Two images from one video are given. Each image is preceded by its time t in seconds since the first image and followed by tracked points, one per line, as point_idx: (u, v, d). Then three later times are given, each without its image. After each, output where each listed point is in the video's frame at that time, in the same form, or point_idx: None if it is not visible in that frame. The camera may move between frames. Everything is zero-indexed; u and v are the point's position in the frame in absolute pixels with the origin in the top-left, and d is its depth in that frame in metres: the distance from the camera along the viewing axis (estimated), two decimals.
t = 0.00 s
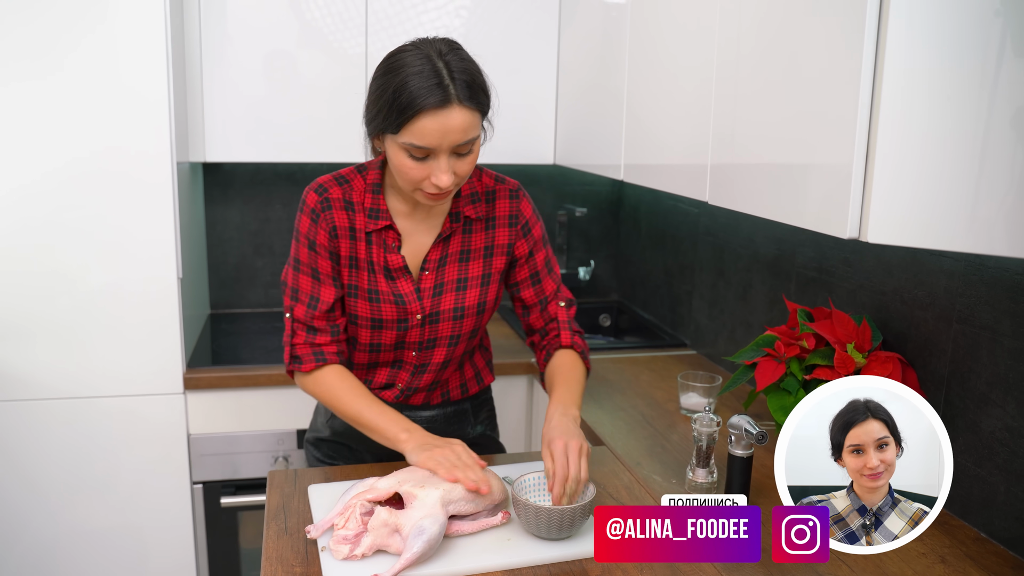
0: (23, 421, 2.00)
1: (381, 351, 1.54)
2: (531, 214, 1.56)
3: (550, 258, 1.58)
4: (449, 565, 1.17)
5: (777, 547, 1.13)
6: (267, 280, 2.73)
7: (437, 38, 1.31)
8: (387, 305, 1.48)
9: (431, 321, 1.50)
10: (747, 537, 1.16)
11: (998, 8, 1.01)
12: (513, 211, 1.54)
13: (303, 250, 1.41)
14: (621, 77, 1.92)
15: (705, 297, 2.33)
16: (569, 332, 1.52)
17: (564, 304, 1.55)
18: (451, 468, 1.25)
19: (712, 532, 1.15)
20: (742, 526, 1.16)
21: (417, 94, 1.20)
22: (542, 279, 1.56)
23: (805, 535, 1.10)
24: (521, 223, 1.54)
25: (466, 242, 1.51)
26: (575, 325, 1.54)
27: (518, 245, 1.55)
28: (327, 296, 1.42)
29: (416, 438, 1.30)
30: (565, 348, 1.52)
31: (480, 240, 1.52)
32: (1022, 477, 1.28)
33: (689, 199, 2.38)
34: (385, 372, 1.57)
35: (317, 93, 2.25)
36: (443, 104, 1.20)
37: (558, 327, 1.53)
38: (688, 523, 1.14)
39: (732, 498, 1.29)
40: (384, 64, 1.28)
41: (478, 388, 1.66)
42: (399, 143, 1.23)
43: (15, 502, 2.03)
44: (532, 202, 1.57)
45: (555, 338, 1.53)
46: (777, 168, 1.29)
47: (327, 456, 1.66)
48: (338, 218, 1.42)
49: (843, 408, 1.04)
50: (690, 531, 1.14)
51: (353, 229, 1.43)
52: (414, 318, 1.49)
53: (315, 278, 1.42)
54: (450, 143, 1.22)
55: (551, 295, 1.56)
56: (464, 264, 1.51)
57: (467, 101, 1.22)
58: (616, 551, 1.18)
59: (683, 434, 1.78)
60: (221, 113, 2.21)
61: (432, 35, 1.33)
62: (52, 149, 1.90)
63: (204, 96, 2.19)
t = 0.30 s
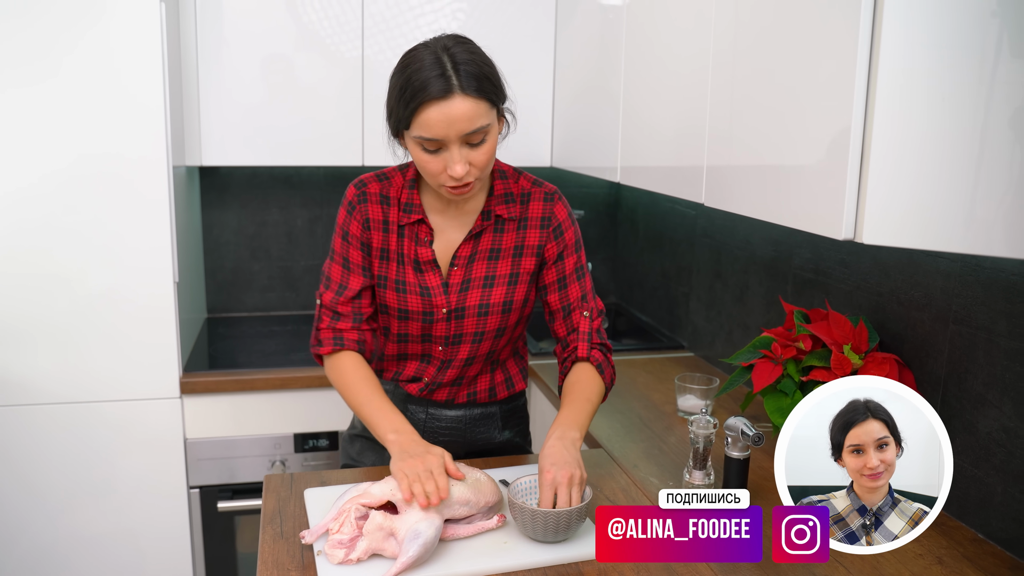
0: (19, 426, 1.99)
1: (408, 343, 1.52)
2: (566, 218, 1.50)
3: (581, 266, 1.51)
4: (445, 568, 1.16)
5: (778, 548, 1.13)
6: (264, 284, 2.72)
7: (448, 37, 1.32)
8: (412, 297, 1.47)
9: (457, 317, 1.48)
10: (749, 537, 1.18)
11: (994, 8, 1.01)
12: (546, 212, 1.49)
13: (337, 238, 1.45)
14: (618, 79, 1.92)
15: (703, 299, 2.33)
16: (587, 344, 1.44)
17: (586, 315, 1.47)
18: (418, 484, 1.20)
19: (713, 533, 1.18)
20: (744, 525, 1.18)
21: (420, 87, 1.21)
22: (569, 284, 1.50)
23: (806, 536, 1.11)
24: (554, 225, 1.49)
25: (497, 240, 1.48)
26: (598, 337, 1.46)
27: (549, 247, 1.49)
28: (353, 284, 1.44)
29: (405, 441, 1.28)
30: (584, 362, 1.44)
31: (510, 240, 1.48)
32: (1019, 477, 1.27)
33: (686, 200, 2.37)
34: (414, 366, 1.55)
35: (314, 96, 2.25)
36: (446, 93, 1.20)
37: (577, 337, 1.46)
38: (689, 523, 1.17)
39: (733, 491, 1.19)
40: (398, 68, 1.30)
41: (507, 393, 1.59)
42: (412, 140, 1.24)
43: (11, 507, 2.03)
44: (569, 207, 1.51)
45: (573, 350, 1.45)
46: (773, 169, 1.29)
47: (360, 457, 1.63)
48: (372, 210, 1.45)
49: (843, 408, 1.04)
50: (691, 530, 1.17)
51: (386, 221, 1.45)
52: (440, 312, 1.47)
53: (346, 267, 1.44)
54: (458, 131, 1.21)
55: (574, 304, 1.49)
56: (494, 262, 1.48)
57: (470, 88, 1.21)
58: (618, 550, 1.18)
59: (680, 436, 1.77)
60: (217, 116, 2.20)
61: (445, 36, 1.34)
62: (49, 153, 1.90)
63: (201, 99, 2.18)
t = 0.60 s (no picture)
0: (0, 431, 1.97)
1: (416, 341, 1.52)
2: (579, 221, 1.48)
3: (591, 271, 1.49)
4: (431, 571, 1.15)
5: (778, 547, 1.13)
6: (249, 285, 2.71)
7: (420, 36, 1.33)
8: (419, 294, 1.47)
9: (463, 314, 1.46)
10: (749, 537, 1.17)
11: (980, 7, 1.01)
12: (558, 214, 1.47)
13: (346, 235, 1.49)
14: (603, 78, 1.92)
15: (690, 299, 2.32)
16: (592, 347, 1.43)
17: (593, 319, 1.46)
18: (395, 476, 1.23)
19: (714, 533, 1.17)
20: (744, 525, 1.17)
21: (379, 92, 1.23)
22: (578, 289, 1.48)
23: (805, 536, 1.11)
24: (566, 228, 1.47)
25: (507, 240, 1.47)
26: (603, 342, 1.45)
27: (559, 248, 1.47)
28: (353, 280, 1.47)
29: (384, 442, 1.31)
30: (587, 364, 1.44)
31: (520, 239, 1.47)
32: (1005, 475, 1.27)
33: (673, 200, 2.37)
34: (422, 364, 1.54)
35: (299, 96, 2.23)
36: (400, 94, 1.21)
37: (582, 339, 1.45)
38: (688, 523, 1.17)
39: (734, 494, 1.14)
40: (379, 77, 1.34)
41: (513, 398, 1.55)
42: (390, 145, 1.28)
43: None
44: (582, 210, 1.49)
45: (577, 351, 1.45)
46: (758, 167, 1.29)
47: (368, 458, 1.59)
48: (381, 209, 1.47)
49: (843, 408, 1.03)
50: (691, 530, 1.17)
51: (395, 219, 1.47)
52: (447, 311, 1.46)
53: (349, 263, 1.48)
54: (417, 129, 1.22)
55: (582, 308, 1.48)
56: (502, 261, 1.46)
57: (422, 84, 1.21)
58: (618, 550, 1.18)
59: (668, 436, 1.77)
60: (201, 117, 2.19)
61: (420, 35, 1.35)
62: (29, 154, 1.87)
63: (183, 99, 2.17)
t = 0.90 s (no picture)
0: None
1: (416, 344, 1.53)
2: (570, 214, 1.45)
3: (581, 264, 1.47)
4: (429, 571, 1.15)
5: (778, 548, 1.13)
6: (246, 286, 2.70)
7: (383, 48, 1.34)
8: (413, 298, 1.46)
9: (458, 316, 1.46)
10: (749, 537, 1.17)
11: (977, 5, 1.00)
12: (547, 208, 1.44)
13: (344, 247, 1.51)
14: (601, 78, 1.92)
15: (688, 299, 2.32)
16: (576, 340, 1.42)
17: (579, 312, 1.44)
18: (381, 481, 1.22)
19: (714, 533, 1.17)
20: (744, 525, 1.17)
21: (342, 109, 1.25)
22: (566, 282, 1.46)
23: (807, 536, 1.11)
24: (556, 222, 1.44)
25: (498, 238, 1.45)
26: (587, 335, 1.44)
27: (548, 244, 1.44)
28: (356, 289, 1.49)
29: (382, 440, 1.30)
30: (567, 355, 1.42)
31: (510, 237, 1.45)
32: (1003, 475, 1.27)
33: (671, 200, 2.37)
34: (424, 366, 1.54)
35: (296, 96, 2.23)
36: (358, 108, 1.23)
37: (567, 333, 1.44)
38: (688, 523, 1.17)
39: (734, 493, 1.16)
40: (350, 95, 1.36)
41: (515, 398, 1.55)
42: (363, 158, 1.29)
43: None
44: (574, 202, 1.46)
45: (561, 343, 1.44)
46: (755, 167, 1.28)
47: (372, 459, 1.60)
48: (374, 217, 1.48)
49: (843, 408, 1.03)
50: (691, 530, 1.17)
51: (388, 226, 1.47)
52: (441, 312, 1.45)
53: (351, 273, 1.50)
54: (380, 138, 1.23)
55: (569, 303, 1.46)
56: (494, 260, 1.45)
57: (378, 93, 1.22)
58: (618, 550, 1.18)
59: (666, 436, 1.77)
60: (198, 116, 2.18)
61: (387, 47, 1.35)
62: (25, 155, 1.87)
63: (180, 100, 2.16)
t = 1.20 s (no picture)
0: None
1: (411, 344, 1.52)
2: (556, 212, 1.43)
3: (563, 263, 1.43)
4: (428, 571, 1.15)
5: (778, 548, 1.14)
6: (245, 285, 2.70)
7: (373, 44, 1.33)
8: (405, 298, 1.47)
9: (449, 316, 1.45)
10: (749, 537, 1.18)
11: (976, 6, 1.00)
12: (532, 206, 1.43)
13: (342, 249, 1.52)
14: (600, 78, 1.91)
15: (687, 299, 2.32)
16: (543, 346, 1.39)
17: (554, 315, 1.40)
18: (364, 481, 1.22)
19: (714, 533, 1.17)
20: (744, 525, 1.17)
21: (330, 107, 1.25)
22: (546, 282, 1.43)
23: (807, 535, 1.11)
24: (540, 220, 1.42)
25: (487, 236, 1.44)
26: (558, 341, 1.40)
27: (532, 241, 1.43)
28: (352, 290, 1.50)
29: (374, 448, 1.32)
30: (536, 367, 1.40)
31: (497, 235, 1.44)
32: (1002, 474, 1.28)
33: (669, 200, 2.37)
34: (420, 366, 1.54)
35: (295, 95, 2.23)
36: (345, 106, 1.23)
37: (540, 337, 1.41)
38: (688, 523, 1.17)
39: (733, 493, 1.16)
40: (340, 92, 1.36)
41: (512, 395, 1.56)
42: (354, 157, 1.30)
43: None
44: (560, 200, 1.44)
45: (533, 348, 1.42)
46: (754, 167, 1.28)
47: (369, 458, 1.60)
48: (368, 218, 1.49)
49: (843, 408, 1.03)
50: (691, 530, 1.17)
51: (381, 227, 1.48)
52: (433, 312, 1.45)
53: (348, 275, 1.51)
54: (367, 136, 1.23)
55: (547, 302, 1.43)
56: (484, 259, 1.44)
57: (366, 92, 1.22)
58: (618, 550, 1.18)
59: (665, 436, 1.77)
60: (197, 116, 2.18)
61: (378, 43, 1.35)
62: (22, 155, 1.87)
63: (178, 100, 2.16)
